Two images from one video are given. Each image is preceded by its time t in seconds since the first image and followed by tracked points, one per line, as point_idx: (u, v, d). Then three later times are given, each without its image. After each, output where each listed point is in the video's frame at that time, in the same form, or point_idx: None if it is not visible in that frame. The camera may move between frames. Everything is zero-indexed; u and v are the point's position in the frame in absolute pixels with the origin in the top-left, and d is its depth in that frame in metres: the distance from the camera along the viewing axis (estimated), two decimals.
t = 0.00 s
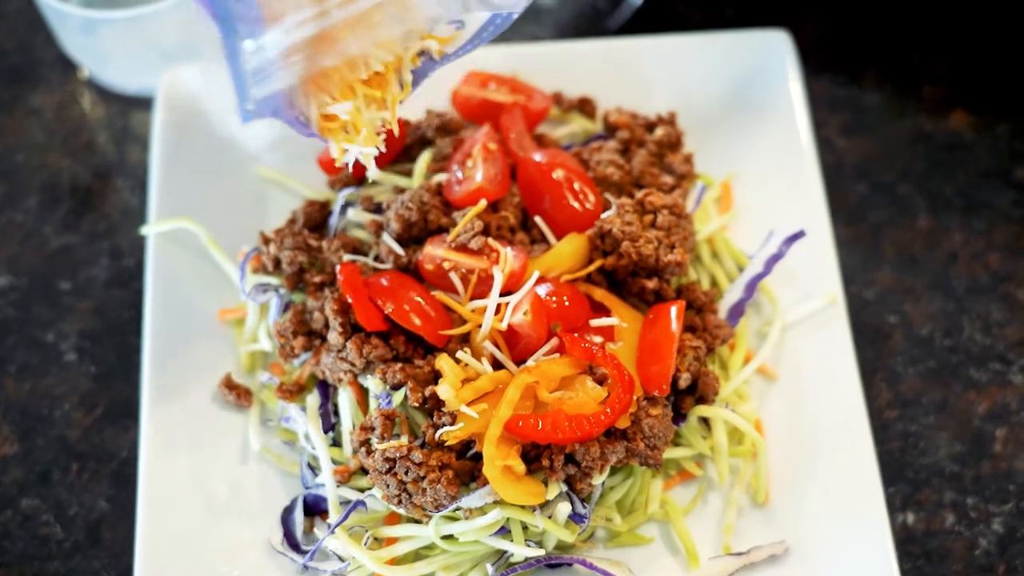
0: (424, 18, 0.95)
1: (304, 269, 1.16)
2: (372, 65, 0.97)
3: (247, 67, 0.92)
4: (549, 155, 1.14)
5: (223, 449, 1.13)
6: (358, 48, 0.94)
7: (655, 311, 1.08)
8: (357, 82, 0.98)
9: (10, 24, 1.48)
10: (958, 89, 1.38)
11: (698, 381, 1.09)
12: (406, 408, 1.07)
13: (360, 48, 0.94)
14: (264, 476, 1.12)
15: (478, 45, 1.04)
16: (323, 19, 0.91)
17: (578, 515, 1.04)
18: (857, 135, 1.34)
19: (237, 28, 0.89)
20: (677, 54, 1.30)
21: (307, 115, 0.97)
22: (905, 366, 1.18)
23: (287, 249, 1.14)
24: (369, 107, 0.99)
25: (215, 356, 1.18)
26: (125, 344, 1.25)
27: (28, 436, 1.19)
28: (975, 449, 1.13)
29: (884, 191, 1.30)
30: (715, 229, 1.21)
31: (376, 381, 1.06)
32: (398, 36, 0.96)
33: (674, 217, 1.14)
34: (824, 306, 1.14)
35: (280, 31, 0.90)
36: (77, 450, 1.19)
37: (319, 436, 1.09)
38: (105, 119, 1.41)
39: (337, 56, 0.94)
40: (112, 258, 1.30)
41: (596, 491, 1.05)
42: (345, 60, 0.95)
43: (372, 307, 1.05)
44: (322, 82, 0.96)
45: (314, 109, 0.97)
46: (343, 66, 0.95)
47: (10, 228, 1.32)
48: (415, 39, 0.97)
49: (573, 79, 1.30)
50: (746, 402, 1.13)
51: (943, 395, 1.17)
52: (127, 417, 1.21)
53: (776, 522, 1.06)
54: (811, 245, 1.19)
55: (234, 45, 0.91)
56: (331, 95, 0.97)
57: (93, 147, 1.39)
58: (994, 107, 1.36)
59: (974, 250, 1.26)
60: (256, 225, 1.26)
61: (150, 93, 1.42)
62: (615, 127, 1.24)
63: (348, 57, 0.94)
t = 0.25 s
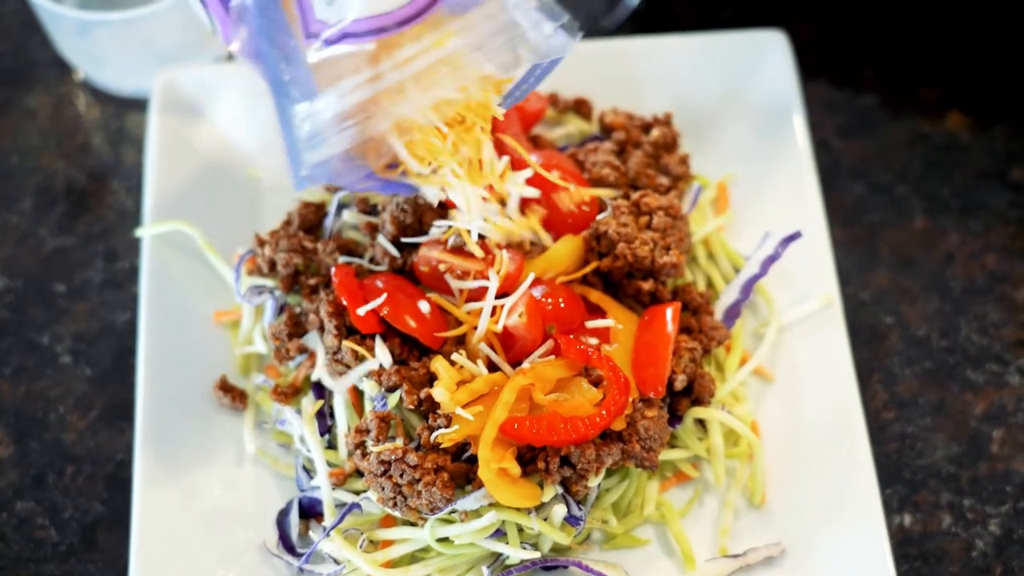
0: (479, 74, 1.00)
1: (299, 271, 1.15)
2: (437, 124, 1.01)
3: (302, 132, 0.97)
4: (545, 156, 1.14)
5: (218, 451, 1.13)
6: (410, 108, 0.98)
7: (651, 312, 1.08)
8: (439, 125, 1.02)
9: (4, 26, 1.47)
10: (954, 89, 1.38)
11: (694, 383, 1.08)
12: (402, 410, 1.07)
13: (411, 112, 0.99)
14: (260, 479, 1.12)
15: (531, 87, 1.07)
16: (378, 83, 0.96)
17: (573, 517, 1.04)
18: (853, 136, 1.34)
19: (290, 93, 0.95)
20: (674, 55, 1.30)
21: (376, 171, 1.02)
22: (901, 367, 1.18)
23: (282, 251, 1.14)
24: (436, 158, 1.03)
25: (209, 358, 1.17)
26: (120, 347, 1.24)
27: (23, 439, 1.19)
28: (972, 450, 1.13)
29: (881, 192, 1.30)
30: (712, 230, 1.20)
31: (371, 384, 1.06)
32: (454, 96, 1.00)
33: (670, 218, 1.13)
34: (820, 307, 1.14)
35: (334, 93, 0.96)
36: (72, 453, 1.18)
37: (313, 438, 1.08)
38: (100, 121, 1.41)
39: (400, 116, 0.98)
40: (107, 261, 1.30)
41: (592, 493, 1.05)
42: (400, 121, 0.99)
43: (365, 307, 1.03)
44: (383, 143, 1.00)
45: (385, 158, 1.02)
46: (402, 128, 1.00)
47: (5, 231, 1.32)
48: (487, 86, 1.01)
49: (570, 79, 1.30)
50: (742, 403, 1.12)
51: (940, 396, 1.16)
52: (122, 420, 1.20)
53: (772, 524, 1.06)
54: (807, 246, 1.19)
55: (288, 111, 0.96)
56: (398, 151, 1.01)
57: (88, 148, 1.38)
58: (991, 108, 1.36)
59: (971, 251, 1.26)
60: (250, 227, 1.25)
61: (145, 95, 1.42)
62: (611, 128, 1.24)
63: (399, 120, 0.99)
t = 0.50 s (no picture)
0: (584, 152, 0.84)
1: (295, 273, 1.15)
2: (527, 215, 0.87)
3: (413, 218, 0.82)
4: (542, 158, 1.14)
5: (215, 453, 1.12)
6: (542, 176, 0.83)
7: (649, 314, 1.07)
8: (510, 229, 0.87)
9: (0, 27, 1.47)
10: (953, 89, 1.38)
11: (692, 385, 1.08)
12: (400, 413, 1.06)
13: (535, 185, 0.83)
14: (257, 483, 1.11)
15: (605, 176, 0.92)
16: (488, 165, 0.78)
17: (571, 520, 1.04)
18: (852, 136, 1.34)
19: (397, 179, 0.82)
20: (672, 55, 1.30)
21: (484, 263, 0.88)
22: (900, 368, 1.18)
23: (279, 253, 1.14)
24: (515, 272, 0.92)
25: (205, 360, 1.17)
26: (117, 349, 1.24)
27: (20, 441, 1.19)
28: (971, 452, 1.13)
29: (879, 193, 1.30)
30: (710, 231, 1.20)
31: (369, 387, 1.05)
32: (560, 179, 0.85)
33: (667, 220, 1.13)
34: (818, 309, 1.14)
35: (445, 177, 0.78)
36: (68, 455, 1.18)
37: (311, 441, 1.08)
38: (96, 122, 1.40)
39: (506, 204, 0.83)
40: (104, 263, 1.29)
41: (590, 496, 1.05)
42: (520, 197, 0.83)
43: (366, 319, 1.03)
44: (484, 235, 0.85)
45: (481, 260, 0.88)
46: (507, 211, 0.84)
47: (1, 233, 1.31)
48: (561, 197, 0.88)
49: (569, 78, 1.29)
50: (740, 405, 1.12)
51: (939, 397, 1.16)
52: (119, 422, 1.20)
53: (771, 526, 1.05)
54: (805, 248, 1.18)
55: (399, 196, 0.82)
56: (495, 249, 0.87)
57: (85, 150, 1.38)
58: (990, 108, 1.36)
59: (970, 251, 1.25)
60: (246, 229, 1.25)
61: (142, 97, 1.41)
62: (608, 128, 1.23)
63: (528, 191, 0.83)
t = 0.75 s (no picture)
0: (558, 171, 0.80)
1: (291, 275, 1.14)
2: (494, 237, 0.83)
3: (376, 240, 0.79)
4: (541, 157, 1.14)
5: (211, 454, 1.12)
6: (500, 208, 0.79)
7: (645, 316, 1.07)
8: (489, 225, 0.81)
9: None
10: (948, 89, 1.37)
11: (689, 387, 1.08)
12: (395, 415, 1.06)
13: (497, 210, 0.79)
14: (253, 486, 1.11)
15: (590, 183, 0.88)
16: (452, 188, 0.75)
17: (568, 522, 1.04)
18: (847, 137, 1.34)
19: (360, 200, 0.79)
20: (667, 56, 1.30)
21: (455, 280, 0.84)
22: (896, 368, 1.18)
23: (275, 255, 1.14)
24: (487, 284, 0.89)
25: (201, 363, 1.17)
26: (112, 352, 1.24)
27: (15, 445, 1.18)
28: (967, 452, 1.13)
29: (875, 193, 1.29)
30: (706, 232, 1.20)
31: (365, 390, 1.04)
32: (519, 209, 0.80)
33: (664, 221, 1.14)
34: (815, 309, 1.14)
35: (408, 200, 0.75)
36: (64, 458, 1.18)
37: (307, 443, 1.08)
38: (91, 124, 1.40)
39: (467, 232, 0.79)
40: (99, 266, 1.29)
41: (586, 497, 1.05)
42: (482, 224, 0.80)
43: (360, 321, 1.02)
44: (451, 249, 0.80)
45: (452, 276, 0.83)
46: (472, 233, 0.80)
47: None
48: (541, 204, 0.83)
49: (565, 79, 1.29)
50: (737, 407, 1.12)
51: (936, 398, 1.16)
52: (114, 425, 1.20)
53: (768, 528, 1.05)
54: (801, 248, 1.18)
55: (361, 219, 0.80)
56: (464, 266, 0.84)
57: (79, 151, 1.38)
58: (985, 108, 1.36)
59: (965, 252, 1.25)
60: (242, 231, 1.25)
61: (137, 98, 1.41)
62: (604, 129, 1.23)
63: (487, 220, 0.79)
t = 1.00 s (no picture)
0: (491, 112, 1.03)
1: (289, 276, 1.15)
2: (434, 170, 1.02)
3: (336, 165, 0.99)
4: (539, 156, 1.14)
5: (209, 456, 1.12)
6: (466, 126, 1.01)
7: (643, 316, 1.07)
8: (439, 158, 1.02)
9: None
10: (946, 89, 1.37)
11: (687, 387, 1.08)
12: (394, 415, 1.06)
13: (458, 130, 1.01)
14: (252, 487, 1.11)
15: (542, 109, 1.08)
16: (411, 113, 0.98)
17: (566, 522, 1.04)
18: (845, 136, 1.34)
19: (319, 125, 0.97)
20: (665, 57, 1.29)
21: (400, 207, 1.03)
22: (894, 368, 1.18)
23: (273, 256, 1.14)
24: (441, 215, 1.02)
25: (198, 364, 1.16)
26: (110, 353, 1.24)
27: (13, 446, 1.18)
28: (966, 452, 1.13)
29: (873, 193, 1.29)
30: (704, 233, 1.20)
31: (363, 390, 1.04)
32: (479, 132, 1.02)
33: (662, 221, 1.14)
34: (813, 309, 1.14)
35: (367, 127, 0.97)
36: (62, 459, 1.18)
37: (305, 444, 1.08)
38: (89, 125, 1.40)
39: (408, 159, 1.00)
40: (97, 266, 1.29)
41: (585, 497, 1.05)
42: (445, 142, 1.01)
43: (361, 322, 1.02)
44: (417, 173, 1.02)
45: (405, 202, 1.03)
46: (433, 158, 1.02)
47: None
48: (473, 150, 1.04)
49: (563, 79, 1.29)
50: (736, 407, 1.12)
51: (934, 397, 1.16)
52: (112, 427, 1.20)
53: (766, 528, 1.05)
54: (800, 249, 1.18)
55: (319, 143, 0.98)
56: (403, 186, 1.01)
57: (77, 152, 1.38)
58: (983, 107, 1.36)
59: (964, 251, 1.25)
60: (241, 232, 1.25)
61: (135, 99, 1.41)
62: (602, 130, 1.23)
63: (455, 139, 1.02)
